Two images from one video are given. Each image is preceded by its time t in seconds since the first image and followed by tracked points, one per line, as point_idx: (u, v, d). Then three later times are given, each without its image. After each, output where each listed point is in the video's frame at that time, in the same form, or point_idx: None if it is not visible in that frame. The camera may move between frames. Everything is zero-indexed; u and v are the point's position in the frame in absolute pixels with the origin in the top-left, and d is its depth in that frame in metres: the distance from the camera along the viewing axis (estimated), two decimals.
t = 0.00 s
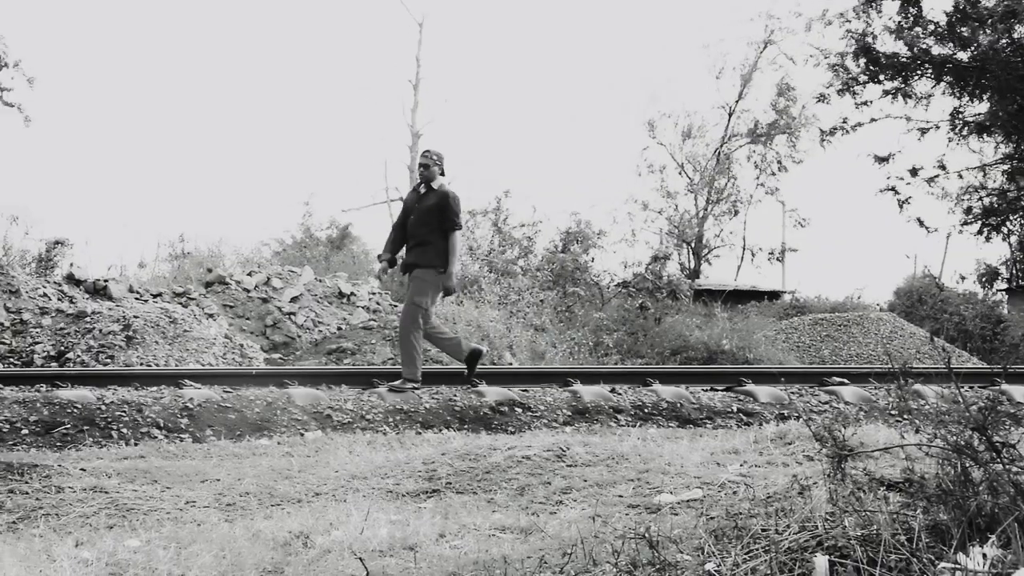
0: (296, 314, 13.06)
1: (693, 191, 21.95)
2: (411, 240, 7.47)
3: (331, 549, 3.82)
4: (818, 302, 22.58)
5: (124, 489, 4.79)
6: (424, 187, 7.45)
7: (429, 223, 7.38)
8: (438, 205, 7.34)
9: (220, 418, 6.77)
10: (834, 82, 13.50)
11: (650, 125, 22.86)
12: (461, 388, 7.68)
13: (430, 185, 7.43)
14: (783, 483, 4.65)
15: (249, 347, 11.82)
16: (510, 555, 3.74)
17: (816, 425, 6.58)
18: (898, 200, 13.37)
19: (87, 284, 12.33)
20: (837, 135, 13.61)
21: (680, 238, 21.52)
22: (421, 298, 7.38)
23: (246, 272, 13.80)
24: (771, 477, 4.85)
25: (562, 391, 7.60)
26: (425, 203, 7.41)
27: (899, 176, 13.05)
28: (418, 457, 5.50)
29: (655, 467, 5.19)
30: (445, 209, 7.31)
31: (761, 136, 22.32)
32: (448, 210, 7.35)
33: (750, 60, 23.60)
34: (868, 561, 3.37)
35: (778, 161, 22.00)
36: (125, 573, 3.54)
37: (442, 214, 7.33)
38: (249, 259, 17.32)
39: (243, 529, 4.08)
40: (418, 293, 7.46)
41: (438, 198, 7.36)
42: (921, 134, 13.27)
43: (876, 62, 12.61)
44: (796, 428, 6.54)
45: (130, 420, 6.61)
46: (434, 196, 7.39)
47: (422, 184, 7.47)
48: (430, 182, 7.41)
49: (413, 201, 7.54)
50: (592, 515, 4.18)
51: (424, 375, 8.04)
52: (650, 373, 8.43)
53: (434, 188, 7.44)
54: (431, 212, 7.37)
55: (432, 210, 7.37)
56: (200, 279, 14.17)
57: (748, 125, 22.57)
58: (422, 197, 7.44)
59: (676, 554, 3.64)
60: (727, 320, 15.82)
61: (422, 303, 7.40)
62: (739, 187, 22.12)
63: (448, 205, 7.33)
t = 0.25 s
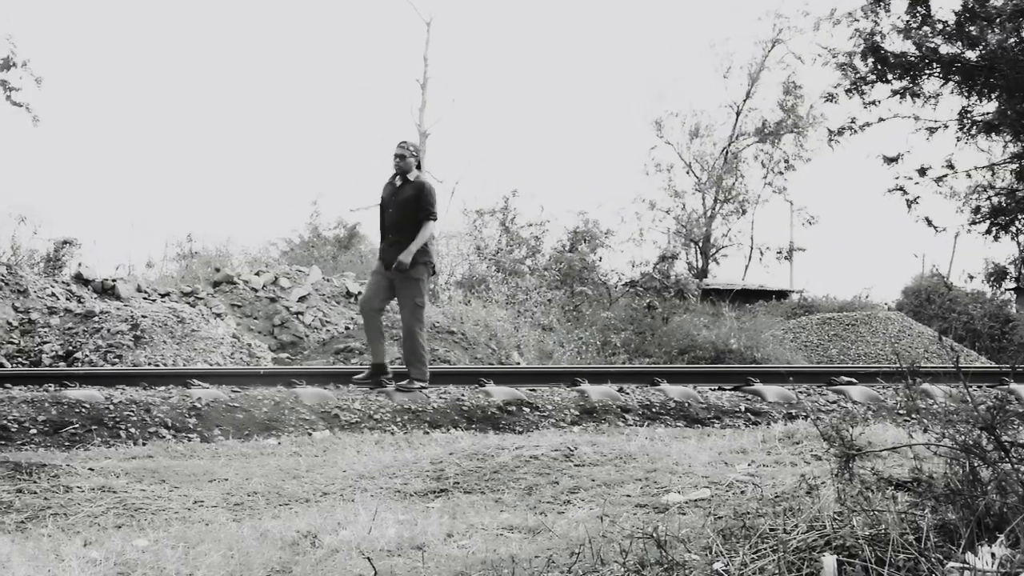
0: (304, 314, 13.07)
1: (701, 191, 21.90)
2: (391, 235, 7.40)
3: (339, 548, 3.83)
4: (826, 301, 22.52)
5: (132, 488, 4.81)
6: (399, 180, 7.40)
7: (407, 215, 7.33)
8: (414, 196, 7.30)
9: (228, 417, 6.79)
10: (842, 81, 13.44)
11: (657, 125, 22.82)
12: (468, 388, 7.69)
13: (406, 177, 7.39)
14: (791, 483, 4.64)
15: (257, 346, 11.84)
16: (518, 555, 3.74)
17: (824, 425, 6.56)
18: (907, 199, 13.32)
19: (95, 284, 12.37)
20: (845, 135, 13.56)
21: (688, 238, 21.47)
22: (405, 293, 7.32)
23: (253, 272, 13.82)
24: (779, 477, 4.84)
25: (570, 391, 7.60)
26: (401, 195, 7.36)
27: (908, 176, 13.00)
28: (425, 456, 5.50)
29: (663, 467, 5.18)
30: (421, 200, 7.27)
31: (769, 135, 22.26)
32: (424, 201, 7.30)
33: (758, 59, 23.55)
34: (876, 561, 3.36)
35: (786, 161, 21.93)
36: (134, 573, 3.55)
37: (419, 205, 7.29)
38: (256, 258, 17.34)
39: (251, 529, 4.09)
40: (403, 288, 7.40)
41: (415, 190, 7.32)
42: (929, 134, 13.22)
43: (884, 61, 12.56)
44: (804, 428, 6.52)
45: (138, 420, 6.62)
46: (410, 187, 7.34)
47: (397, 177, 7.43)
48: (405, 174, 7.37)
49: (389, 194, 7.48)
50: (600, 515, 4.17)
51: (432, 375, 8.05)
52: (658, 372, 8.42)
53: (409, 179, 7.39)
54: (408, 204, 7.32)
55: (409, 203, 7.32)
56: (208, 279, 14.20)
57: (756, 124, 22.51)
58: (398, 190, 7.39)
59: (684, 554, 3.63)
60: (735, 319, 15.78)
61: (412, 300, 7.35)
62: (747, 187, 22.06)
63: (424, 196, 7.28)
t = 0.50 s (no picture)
0: (310, 314, 13.08)
1: (707, 191, 21.86)
2: (363, 239, 7.34)
3: (346, 549, 3.83)
4: (833, 302, 22.46)
5: (139, 488, 4.82)
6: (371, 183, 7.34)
7: (380, 219, 7.30)
8: (388, 199, 7.27)
9: (235, 417, 6.80)
10: (850, 82, 13.40)
11: (664, 125, 22.79)
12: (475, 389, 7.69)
13: (377, 179, 7.34)
14: (799, 484, 4.62)
15: (264, 347, 11.86)
16: (525, 555, 3.73)
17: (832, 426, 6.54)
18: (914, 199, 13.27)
19: (103, 284, 12.41)
20: (853, 135, 13.52)
21: (695, 238, 21.43)
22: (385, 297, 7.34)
23: (260, 273, 13.85)
24: (785, 478, 4.82)
25: (577, 391, 7.59)
26: (373, 199, 7.30)
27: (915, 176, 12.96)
28: (432, 457, 5.50)
29: (670, 468, 5.17)
30: (395, 203, 7.26)
31: (775, 136, 22.21)
32: (398, 205, 7.30)
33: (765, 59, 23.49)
34: (884, 562, 3.34)
35: (793, 161, 21.88)
36: (141, 573, 3.56)
37: (393, 209, 7.28)
38: (263, 259, 17.37)
39: (258, 529, 4.09)
40: (380, 292, 7.39)
41: (388, 193, 7.29)
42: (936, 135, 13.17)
43: (892, 62, 12.53)
44: (812, 429, 6.50)
45: (146, 420, 6.64)
46: (382, 191, 7.29)
47: (368, 180, 7.36)
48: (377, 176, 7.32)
49: (358, 196, 7.39)
50: (607, 515, 4.16)
51: (438, 375, 8.05)
52: (665, 373, 8.40)
53: (379, 183, 7.34)
54: (381, 208, 7.29)
55: (383, 205, 7.28)
56: (215, 279, 14.23)
57: (763, 124, 22.46)
58: (369, 192, 7.32)
59: (691, 554, 3.62)
60: (742, 320, 15.75)
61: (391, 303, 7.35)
62: (754, 187, 22.02)
63: (398, 201, 7.28)
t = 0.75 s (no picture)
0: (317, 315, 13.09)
1: (714, 191, 21.83)
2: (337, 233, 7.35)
3: (353, 549, 3.83)
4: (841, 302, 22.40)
5: (147, 489, 4.83)
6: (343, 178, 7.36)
7: (354, 213, 7.31)
8: (362, 194, 7.29)
9: (242, 418, 6.81)
10: (857, 82, 13.36)
11: (671, 125, 22.75)
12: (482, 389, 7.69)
13: (349, 174, 7.36)
14: (806, 484, 4.61)
15: (271, 347, 11.88)
16: (532, 556, 3.73)
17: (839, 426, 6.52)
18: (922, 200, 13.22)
19: (110, 284, 12.45)
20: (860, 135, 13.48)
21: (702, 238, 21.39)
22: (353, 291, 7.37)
23: (268, 274, 13.87)
24: (793, 478, 4.81)
25: (584, 392, 7.59)
26: (347, 193, 7.31)
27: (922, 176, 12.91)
28: (439, 457, 5.50)
29: (677, 468, 5.16)
30: (369, 198, 7.29)
31: (782, 136, 22.15)
32: (372, 201, 7.32)
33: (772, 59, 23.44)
34: (892, 562, 3.33)
35: (800, 161, 21.83)
36: (149, 573, 3.57)
37: (367, 203, 7.30)
38: (270, 260, 17.40)
39: (265, 529, 4.10)
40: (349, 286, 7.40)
41: (362, 188, 7.30)
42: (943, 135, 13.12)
43: (899, 62, 12.49)
44: (819, 429, 6.48)
45: (153, 421, 6.65)
46: (356, 186, 7.31)
47: (340, 175, 7.37)
48: (348, 172, 7.35)
49: (331, 191, 7.40)
50: (614, 515, 4.16)
51: (445, 376, 8.06)
52: (672, 373, 8.39)
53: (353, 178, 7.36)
54: (354, 203, 7.30)
55: (356, 201, 7.30)
56: (223, 280, 14.26)
57: (770, 124, 22.40)
58: (342, 188, 7.34)
59: (699, 555, 3.61)
60: (749, 320, 15.72)
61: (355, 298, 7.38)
62: (761, 187, 21.97)
63: (372, 195, 7.30)
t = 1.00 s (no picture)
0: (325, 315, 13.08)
1: (721, 191, 21.79)
2: (322, 234, 7.31)
3: (360, 550, 3.83)
4: (848, 302, 22.34)
5: (154, 489, 4.85)
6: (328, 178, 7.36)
7: (340, 215, 7.29)
8: (348, 196, 7.27)
9: (250, 418, 6.82)
10: (864, 83, 13.31)
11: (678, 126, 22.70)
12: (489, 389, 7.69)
13: (334, 175, 7.36)
14: (813, 485, 4.59)
15: (278, 347, 11.90)
16: (540, 557, 3.72)
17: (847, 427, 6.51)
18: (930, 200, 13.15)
19: (118, 285, 12.50)
20: (867, 136, 13.43)
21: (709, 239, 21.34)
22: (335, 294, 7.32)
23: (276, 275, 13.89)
24: (800, 479, 4.80)
25: (591, 393, 7.58)
26: (333, 194, 7.29)
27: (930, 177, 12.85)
28: (447, 458, 5.50)
29: (684, 469, 5.14)
30: (355, 199, 7.27)
31: (789, 136, 22.10)
32: (358, 202, 7.30)
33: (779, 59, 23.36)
34: (899, 563, 3.32)
35: (807, 161, 21.77)
36: (157, 573, 3.58)
37: (353, 205, 7.28)
38: (277, 261, 17.42)
39: (272, 530, 4.10)
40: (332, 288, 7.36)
41: (348, 189, 7.28)
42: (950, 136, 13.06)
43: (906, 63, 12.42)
44: (826, 429, 6.46)
45: (160, 421, 6.67)
46: (342, 187, 7.29)
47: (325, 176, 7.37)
48: (333, 172, 7.34)
49: (317, 192, 7.39)
50: (622, 516, 4.15)
51: (452, 376, 8.07)
52: (679, 374, 8.38)
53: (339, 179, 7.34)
54: (340, 203, 7.28)
55: (341, 201, 7.28)
56: (230, 280, 14.28)
57: (776, 125, 22.34)
58: (328, 189, 7.33)
59: (706, 556, 3.59)
60: (756, 320, 15.69)
61: (338, 301, 7.35)
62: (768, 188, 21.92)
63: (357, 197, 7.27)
